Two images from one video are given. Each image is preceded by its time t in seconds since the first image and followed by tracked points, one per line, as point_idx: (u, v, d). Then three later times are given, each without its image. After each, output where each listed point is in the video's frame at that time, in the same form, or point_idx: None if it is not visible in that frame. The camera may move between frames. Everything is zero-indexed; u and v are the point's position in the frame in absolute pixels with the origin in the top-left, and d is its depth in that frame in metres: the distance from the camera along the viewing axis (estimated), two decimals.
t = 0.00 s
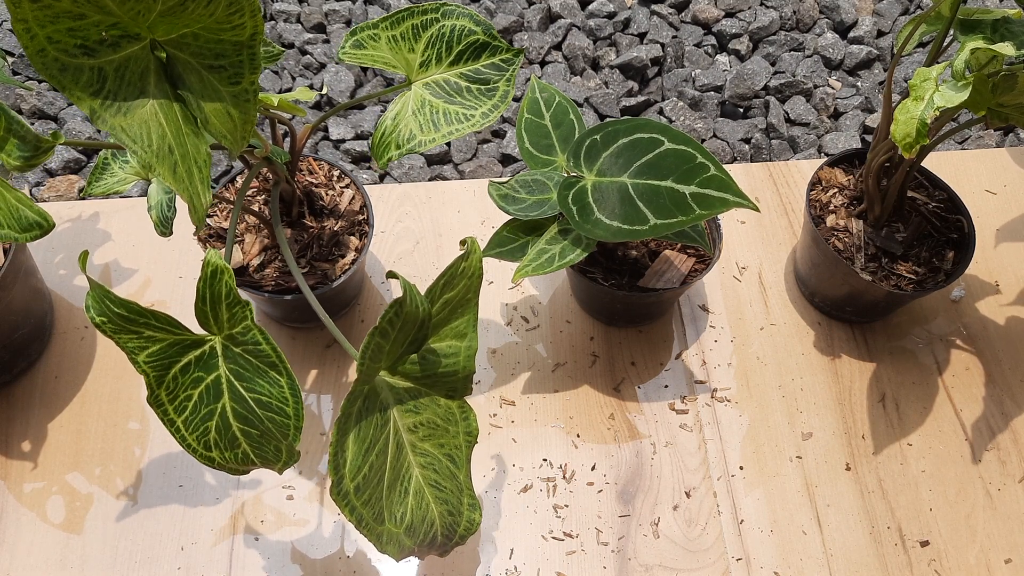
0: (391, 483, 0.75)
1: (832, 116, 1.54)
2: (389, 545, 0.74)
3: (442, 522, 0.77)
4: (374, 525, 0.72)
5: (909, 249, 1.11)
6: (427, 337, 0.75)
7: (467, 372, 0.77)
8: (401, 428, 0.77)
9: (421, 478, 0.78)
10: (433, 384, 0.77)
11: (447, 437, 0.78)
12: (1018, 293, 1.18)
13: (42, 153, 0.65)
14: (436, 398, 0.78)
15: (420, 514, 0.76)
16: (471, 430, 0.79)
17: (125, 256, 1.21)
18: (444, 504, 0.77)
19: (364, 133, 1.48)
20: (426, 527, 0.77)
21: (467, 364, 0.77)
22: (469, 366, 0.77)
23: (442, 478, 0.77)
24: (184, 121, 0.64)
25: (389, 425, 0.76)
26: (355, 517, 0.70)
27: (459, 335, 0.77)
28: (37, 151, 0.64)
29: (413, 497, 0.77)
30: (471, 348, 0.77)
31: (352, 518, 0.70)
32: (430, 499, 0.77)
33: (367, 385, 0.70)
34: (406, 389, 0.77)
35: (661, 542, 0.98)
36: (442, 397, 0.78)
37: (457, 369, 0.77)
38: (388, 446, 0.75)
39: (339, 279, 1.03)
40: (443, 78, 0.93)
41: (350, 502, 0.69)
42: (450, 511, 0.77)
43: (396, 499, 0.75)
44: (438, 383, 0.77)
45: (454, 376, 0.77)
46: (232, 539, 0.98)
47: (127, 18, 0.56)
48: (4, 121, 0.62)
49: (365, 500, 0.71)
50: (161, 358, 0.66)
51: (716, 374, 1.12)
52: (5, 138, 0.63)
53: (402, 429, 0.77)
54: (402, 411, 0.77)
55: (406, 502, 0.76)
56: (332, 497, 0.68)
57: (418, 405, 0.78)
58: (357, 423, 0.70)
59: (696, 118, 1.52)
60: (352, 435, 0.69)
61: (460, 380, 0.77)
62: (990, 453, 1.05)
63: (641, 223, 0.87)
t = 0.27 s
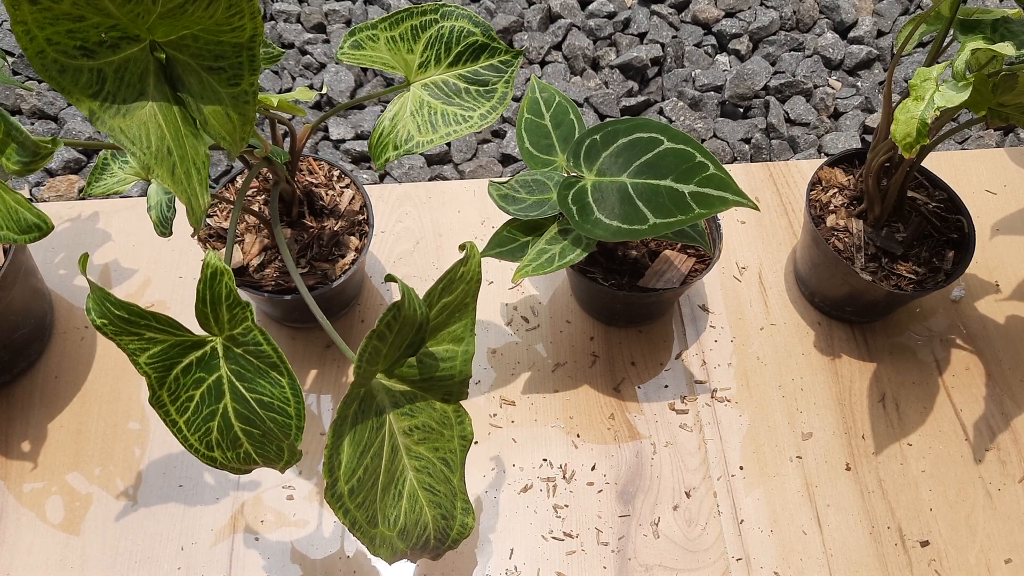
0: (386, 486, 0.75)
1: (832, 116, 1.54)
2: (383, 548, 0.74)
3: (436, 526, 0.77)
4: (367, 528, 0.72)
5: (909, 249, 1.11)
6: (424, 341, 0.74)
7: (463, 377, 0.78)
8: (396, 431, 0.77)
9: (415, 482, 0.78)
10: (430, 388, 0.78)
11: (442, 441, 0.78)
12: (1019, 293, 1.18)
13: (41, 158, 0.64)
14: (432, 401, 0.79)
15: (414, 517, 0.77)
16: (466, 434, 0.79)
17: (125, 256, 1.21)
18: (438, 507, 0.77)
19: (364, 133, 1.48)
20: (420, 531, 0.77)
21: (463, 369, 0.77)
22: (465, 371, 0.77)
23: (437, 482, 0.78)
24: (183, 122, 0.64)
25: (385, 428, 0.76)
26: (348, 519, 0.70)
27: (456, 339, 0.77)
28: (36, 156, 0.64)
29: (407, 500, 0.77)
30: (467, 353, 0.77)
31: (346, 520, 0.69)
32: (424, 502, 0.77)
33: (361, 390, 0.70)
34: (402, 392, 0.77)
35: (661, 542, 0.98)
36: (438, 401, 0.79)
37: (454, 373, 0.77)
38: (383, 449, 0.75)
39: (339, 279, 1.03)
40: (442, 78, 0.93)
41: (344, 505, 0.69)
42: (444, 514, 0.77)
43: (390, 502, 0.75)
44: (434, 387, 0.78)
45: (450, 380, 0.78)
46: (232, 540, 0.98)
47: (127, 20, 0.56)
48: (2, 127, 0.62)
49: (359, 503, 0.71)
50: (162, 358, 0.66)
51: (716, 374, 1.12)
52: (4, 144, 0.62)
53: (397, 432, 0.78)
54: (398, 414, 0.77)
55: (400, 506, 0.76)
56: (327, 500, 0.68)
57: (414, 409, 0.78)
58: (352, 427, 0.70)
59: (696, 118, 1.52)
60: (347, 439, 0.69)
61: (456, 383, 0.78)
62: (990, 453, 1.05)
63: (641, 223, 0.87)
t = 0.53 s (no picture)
0: (381, 490, 0.75)
1: (832, 116, 1.54)
2: (376, 552, 0.74)
3: (429, 529, 0.77)
4: (362, 531, 0.72)
5: (909, 249, 1.11)
6: (424, 345, 0.74)
7: (461, 380, 0.77)
8: (393, 434, 0.77)
9: (409, 486, 0.77)
10: (426, 392, 0.78)
11: (437, 445, 0.78)
12: (1018, 293, 1.18)
13: (45, 162, 0.64)
14: (428, 405, 0.78)
15: (408, 521, 0.76)
16: (461, 438, 0.79)
17: (125, 256, 1.21)
18: (432, 511, 0.77)
19: (364, 133, 1.48)
20: (413, 534, 0.77)
21: (462, 373, 0.77)
22: (463, 375, 0.77)
23: (431, 485, 0.77)
24: (185, 123, 0.64)
25: (382, 431, 0.76)
26: (344, 521, 0.70)
27: (455, 344, 0.77)
28: (40, 160, 0.64)
29: (402, 504, 0.77)
30: (465, 358, 0.77)
31: (342, 524, 0.69)
32: (418, 506, 0.77)
33: (361, 391, 0.70)
34: (400, 396, 0.77)
35: (661, 542, 0.98)
36: (434, 404, 0.78)
37: (451, 377, 0.77)
38: (380, 452, 0.75)
39: (339, 279, 1.03)
40: (442, 78, 0.93)
41: (340, 508, 0.69)
42: (438, 518, 0.77)
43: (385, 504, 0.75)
44: (430, 391, 0.77)
45: (448, 384, 0.77)
46: (232, 540, 0.98)
47: (129, 23, 0.56)
48: (5, 131, 0.62)
49: (355, 506, 0.71)
50: (169, 361, 0.66)
51: (716, 374, 1.12)
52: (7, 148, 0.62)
53: (393, 435, 0.77)
54: (395, 418, 0.77)
55: (394, 509, 0.76)
56: (323, 503, 0.68)
57: (410, 413, 0.78)
58: (349, 430, 0.70)
59: (696, 118, 1.52)
60: (345, 441, 0.69)
61: (454, 388, 0.77)
62: (989, 453, 1.05)
63: (641, 223, 0.87)
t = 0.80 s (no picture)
0: (383, 487, 0.75)
1: (832, 115, 1.54)
2: (379, 549, 0.74)
3: (432, 528, 0.77)
4: (364, 529, 0.72)
5: (909, 249, 1.11)
6: (423, 341, 0.75)
7: (461, 378, 0.78)
8: (394, 432, 0.77)
9: (411, 484, 0.77)
10: (426, 390, 0.78)
11: (439, 443, 0.78)
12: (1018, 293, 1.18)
13: (36, 156, 0.64)
14: (429, 403, 0.78)
15: (411, 519, 0.76)
16: (462, 437, 0.79)
17: (124, 255, 1.21)
18: (434, 509, 0.77)
19: (364, 133, 1.48)
20: (416, 533, 0.76)
21: (462, 370, 0.77)
22: (463, 372, 0.77)
23: (433, 483, 0.77)
24: (182, 122, 0.63)
25: (383, 429, 0.76)
26: (345, 519, 0.70)
27: (455, 341, 0.77)
28: (31, 154, 0.64)
29: (404, 502, 0.77)
30: (465, 356, 0.77)
31: (343, 521, 0.70)
32: (420, 504, 0.77)
33: (360, 390, 0.71)
34: (400, 393, 0.77)
35: (661, 542, 0.98)
36: (434, 403, 0.78)
37: (451, 374, 0.77)
38: (380, 450, 0.75)
39: (339, 279, 1.03)
40: (441, 78, 0.93)
41: (341, 505, 0.69)
42: (440, 516, 0.77)
43: (387, 503, 0.75)
44: (431, 389, 0.78)
45: (448, 382, 0.78)
46: (232, 539, 0.98)
47: (127, 20, 0.56)
48: None
49: (356, 504, 0.71)
50: (161, 358, 0.66)
51: (716, 374, 1.12)
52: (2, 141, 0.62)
53: (394, 433, 0.77)
54: (395, 415, 0.77)
55: (396, 507, 0.76)
56: (324, 501, 0.68)
57: (411, 410, 0.78)
58: (349, 427, 0.70)
59: (696, 118, 1.52)
60: (345, 438, 0.69)
61: (455, 385, 0.78)
62: (989, 453, 1.05)
63: (641, 223, 0.87)
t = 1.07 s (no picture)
0: (404, 476, 0.75)
1: (832, 116, 1.54)
2: (405, 539, 0.74)
3: (456, 514, 0.76)
4: (388, 518, 0.72)
5: (909, 249, 1.11)
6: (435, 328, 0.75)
7: (475, 364, 0.77)
8: (411, 422, 0.77)
9: (432, 472, 0.77)
10: (441, 377, 0.78)
11: (456, 429, 0.78)
12: (1018, 293, 1.18)
13: (38, 159, 0.64)
14: (445, 391, 0.78)
15: (434, 507, 0.76)
16: (481, 423, 0.78)
17: (125, 255, 1.21)
18: (456, 496, 0.76)
19: (364, 133, 1.48)
20: (440, 520, 0.76)
21: (474, 355, 0.77)
22: (477, 358, 0.77)
23: (454, 470, 0.77)
24: (185, 121, 0.64)
25: (400, 419, 0.77)
26: (370, 508, 0.70)
27: (466, 327, 0.77)
28: (34, 157, 0.64)
29: (426, 491, 0.76)
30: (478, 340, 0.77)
31: (368, 510, 0.70)
32: (443, 491, 0.76)
33: (376, 378, 0.71)
34: (414, 382, 0.78)
35: (661, 542, 0.98)
36: (450, 390, 0.78)
37: (465, 361, 0.77)
38: (399, 440, 0.75)
39: (339, 279, 1.03)
40: (442, 78, 0.93)
41: (365, 494, 0.69)
42: (463, 503, 0.76)
43: (410, 492, 0.75)
44: (446, 376, 0.78)
45: (462, 368, 0.77)
46: (232, 539, 0.98)
47: (128, 20, 0.56)
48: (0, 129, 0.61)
49: (379, 493, 0.71)
50: (168, 360, 0.66)
51: (716, 374, 1.12)
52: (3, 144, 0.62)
53: (412, 423, 0.77)
54: (411, 404, 0.77)
55: (419, 496, 0.76)
56: (347, 490, 0.68)
57: (426, 399, 0.78)
58: (368, 415, 0.70)
59: (696, 118, 1.52)
60: (365, 428, 0.70)
61: (469, 371, 0.78)
62: (990, 453, 1.05)
63: (642, 223, 0.87)
